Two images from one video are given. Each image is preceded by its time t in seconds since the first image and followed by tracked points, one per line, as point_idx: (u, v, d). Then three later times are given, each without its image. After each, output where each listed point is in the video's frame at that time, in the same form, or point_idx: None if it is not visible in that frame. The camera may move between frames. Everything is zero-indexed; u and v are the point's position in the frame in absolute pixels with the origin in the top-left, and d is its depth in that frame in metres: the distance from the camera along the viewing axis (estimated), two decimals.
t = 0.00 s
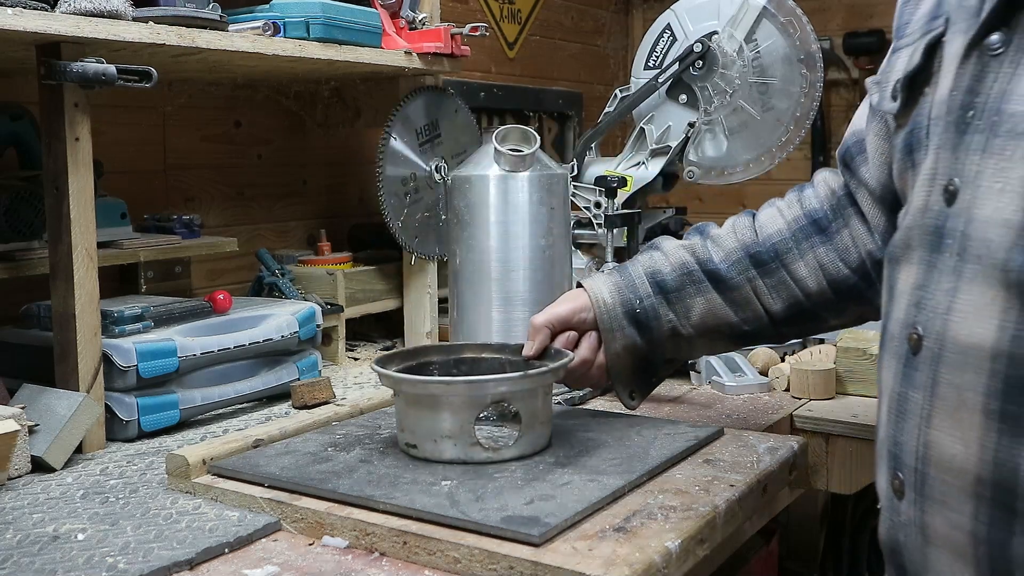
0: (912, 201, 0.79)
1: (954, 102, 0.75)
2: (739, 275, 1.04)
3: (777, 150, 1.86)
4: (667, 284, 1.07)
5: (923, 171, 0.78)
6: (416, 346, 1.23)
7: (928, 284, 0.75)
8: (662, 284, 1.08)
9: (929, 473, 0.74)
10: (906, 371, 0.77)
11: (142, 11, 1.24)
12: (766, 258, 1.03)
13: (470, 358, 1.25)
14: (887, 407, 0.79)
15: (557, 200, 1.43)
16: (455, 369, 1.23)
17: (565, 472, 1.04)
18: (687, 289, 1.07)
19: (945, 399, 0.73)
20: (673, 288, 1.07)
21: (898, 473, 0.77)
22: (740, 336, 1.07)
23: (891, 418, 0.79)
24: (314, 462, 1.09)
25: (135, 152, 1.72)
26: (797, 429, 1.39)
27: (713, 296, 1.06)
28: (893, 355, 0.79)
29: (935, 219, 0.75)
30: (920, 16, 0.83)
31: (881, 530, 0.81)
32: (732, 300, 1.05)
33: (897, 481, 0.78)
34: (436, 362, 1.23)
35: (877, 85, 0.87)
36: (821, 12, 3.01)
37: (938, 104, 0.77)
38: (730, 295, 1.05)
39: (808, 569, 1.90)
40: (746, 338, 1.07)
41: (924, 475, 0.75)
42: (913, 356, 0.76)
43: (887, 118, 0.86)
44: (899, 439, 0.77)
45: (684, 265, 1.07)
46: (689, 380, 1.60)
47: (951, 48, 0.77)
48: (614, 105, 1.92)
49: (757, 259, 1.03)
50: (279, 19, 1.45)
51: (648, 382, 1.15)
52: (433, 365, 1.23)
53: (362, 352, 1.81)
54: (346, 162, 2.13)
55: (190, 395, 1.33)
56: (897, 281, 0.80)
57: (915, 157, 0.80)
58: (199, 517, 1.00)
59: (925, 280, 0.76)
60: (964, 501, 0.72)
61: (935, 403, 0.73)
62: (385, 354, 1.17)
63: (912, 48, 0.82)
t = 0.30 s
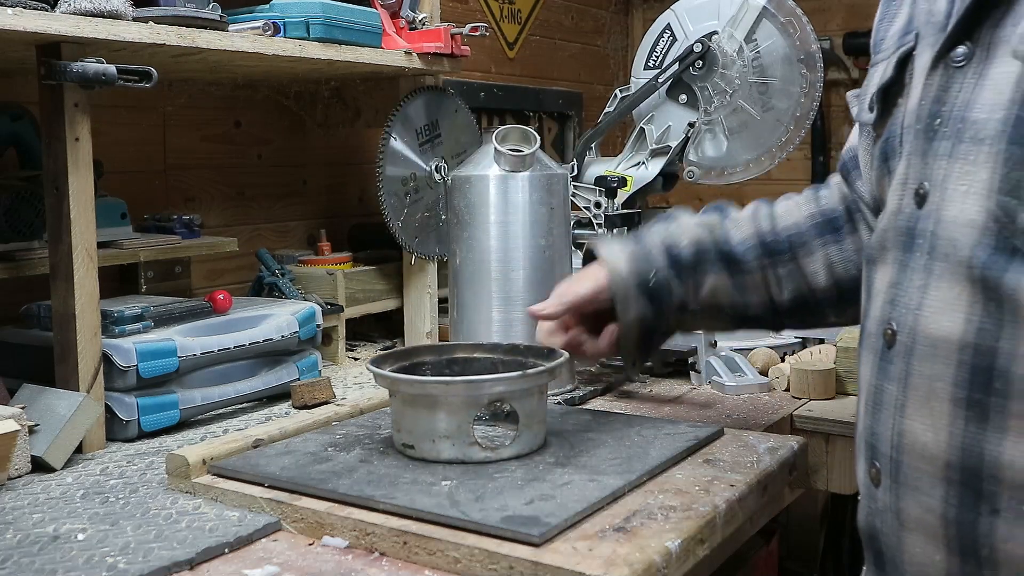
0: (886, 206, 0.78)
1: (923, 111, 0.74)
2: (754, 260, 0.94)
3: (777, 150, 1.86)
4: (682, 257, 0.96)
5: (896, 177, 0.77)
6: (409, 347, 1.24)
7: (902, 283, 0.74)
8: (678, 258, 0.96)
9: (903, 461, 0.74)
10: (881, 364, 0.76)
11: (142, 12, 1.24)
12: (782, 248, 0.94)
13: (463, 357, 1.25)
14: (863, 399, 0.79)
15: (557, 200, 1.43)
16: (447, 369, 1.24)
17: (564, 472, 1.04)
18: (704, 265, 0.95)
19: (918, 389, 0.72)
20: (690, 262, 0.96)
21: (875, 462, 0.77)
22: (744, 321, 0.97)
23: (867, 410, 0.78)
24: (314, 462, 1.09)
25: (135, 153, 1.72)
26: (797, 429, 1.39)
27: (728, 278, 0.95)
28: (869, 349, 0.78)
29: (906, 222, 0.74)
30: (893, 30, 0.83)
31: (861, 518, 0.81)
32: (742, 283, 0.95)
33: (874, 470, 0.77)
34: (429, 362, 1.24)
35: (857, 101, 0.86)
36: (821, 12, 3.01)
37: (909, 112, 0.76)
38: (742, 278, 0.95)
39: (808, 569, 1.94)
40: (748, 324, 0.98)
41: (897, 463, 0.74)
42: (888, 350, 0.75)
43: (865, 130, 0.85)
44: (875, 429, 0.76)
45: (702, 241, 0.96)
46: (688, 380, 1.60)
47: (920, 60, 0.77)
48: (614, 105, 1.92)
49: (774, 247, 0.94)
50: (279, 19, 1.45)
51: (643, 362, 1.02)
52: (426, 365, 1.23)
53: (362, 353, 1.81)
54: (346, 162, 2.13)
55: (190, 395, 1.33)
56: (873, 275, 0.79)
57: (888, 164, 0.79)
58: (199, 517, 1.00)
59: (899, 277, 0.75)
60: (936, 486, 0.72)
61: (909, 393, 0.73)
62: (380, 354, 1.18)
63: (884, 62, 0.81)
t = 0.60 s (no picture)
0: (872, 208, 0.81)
1: (906, 114, 0.77)
2: (789, 202, 0.99)
3: (777, 150, 1.86)
4: (721, 171, 1.00)
5: (881, 179, 0.80)
6: (409, 347, 1.24)
7: (888, 279, 0.77)
8: (719, 170, 1.00)
9: (891, 453, 0.76)
10: (869, 360, 0.78)
11: (142, 12, 1.24)
12: (815, 201, 0.99)
13: (462, 357, 1.25)
14: (851, 394, 0.81)
15: (557, 201, 1.43)
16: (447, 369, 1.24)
17: (564, 472, 1.04)
18: (738, 186, 1.00)
19: (905, 382, 0.75)
20: (724, 176, 1.00)
21: (864, 456, 0.79)
22: (756, 257, 1.01)
23: (855, 405, 0.80)
24: (314, 463, 1.09)
25: (135, 152, 1.72)
26: (798, 429, 1.39)
27: (757, 208, 1.00)
28: (856, 346, 0.80)
29: (892, 221, 0.77)
30: (877, 38, 0.86)
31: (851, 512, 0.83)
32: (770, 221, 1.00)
33: (864, 464, 0.79)
34: (429, 362, 1.24)
35: (842, 107, 0.90)
36: (821, 12, 3.01)
37: (894, 116, 0.79)
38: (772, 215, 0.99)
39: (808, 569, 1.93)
40: (762, 263, 1.02)
41: (886, 455, 0.77)
42: (874, 346, 0.78)
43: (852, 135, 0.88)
44: (864, 423, 0.79)
45: (744, 167, 1.01)
46: (688, 380, 1.60)
47: (903, 66, 0.80)
48: (613, 105, 1.90)
49: (809, 197, 0.99)
50: (279, 19, 1.45)
51: (646, 262, 1.05)
52: (426, 365, 1.23)
53: (362, 352, 1.81)
54: (346, 162, 2.13)
55: (190, 395, 1.33)
56: (860, 277, 0.81)
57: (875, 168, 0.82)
58: (199, 517, 1.00)
59: (885, 276, 0.77)
60: (924, 477, 0.74)
61: (896, 387, 0.76)
62: (380, 354, 1.18)
63: (870, 68, 0.85)
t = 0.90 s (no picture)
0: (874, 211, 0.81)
1: (911, 114, 0.77)
2: (806, 208, 1.01)
3: (777, 150, 1.84)
4: (737, 177, 1.04)
5: (884, 181, 0.80)
6: (409, 347, 1.24)
7: (897, 281, 0.76)
8: (736, 176, 1.04)
9: (905, 458, 0.76)
10: (879, 364, 0.78)
11: (142, 12, 1.24)
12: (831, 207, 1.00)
13: (462, 357, 1.25)
14: (859, 399, 0.80)
15: (557, 201, 1.43)
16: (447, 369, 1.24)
17: (564, 472, 1.04)
18: (752, 191, 1.03)
19: (920, 385, 0.74)
20: (737, 180, 1.03)
21: (875, 462, 0.78)
22: (777, 265, 1.03)
23: (863, 410, 0.80)
24: (314, 463, 1.09)
25: (135, 152, 1.72)
26: (798, 429, 1.38)
27: (777, 213, 1.01)
28: (862, 351, 0.80)
29: (899, 222, 0.77)
30: (871, 43, 0.86)
31: (859, 518, 0.82)
32: (792, 228, 1.01)
33: (875, 470, 0.78)
34: (429, 362, 1.24)
35: (836, 114, 0.90)
36: (821, 12, 3.01)
37: (896, 118, 0.79)
38: (794, 221, 1.01)
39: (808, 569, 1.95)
40: (786, 271, 1.03)
41: (900, 460, 0.76)
42: (884, 349, 0.77)
43: (847, 141, 0.88)
44: (874, 428, 0.78)
45: (760, 174, 1.04)
46: (688, 380, 1.60)
47: (904, 69, 0.80)
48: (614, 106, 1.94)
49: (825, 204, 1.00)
50: (279, 19, 1.45)
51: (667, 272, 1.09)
52: (426, 365, 1.23)
53: (362, 352, 1.81)
54: (346, 162, 2.13)
55: (190, 395, 1.33)
56: (863, 283, 0.81)
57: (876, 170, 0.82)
58: (199, 517, 1.00)
59: (892, 279, 0.77)
60: (942, 480, 0.74)
61: (909, 390, 0.75)
62: (380, 354, 1.18)
63: (866, 72, 0.85)
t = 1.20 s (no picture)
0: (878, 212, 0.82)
1: (919, 113, 0.78)
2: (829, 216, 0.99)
3: (777, 150, 1.85)
4: (765, 199, 0.99)
5: (887, 181, 0.81)
6: (409, 347, 1.24)
7: (905, 286, 0.78)
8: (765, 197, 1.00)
9: (914, 469, 0.78)
10: (887, 372, 0.79)
11: (142, 11, 1.24)
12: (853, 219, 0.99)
13: (462, 357, 1.25)
14: (866, 407, 0.82)
15: (557, 200, 1.43)
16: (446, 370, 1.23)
17: (564, 472, 1.04)
18: (783, 210, 0.99)
19: (931, 394, 0.76)
20: (771, 205, 0.99)
21: (882, 474, 0.81)
22: (800, 286, 1.02)
23: (871, 418, 0.82)
24: (314, 463, 1.09)
25: (135, 152, 1.72)
26: (797, 429, 1.38)
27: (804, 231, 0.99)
28: (869, 356, 0.82)
29: (906, 226, 0.78)
30: (872, 38, 0.87)
31: (863, 531, 0.85)
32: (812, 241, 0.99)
33: (880, 481, 0.81)
34: (429, 362, 1.24)
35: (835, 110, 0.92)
36: (821, 12, 3.02)
37: (902, 116, 0.80)
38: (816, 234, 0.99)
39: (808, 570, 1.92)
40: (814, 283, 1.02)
41: (909, 472, 0.78)
42: (893, 356, 0.79)
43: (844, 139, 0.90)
44: (882, 438, 0.80)
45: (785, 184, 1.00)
46: (688, 380, 1.60)
47: (908, 64, 0.81)
48: (614, 105, 1.93)
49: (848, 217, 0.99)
50: (279, 19, 1.45)
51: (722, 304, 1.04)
52: (426, 365, 1.23)
53: (362, 352, 1.81)
54: (346, 162, 2.13)
55: (190, 395, 1.33)
56: (867, 290, 0.83)
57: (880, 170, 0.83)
58: (199, 517, 1.00)
59: (900, 284, 0.79)
60: (952, 495, 0.76)
61: (919, 399, 0.77)
62: (380, 354, 1.18)
63: (867, 68, 0.86)
